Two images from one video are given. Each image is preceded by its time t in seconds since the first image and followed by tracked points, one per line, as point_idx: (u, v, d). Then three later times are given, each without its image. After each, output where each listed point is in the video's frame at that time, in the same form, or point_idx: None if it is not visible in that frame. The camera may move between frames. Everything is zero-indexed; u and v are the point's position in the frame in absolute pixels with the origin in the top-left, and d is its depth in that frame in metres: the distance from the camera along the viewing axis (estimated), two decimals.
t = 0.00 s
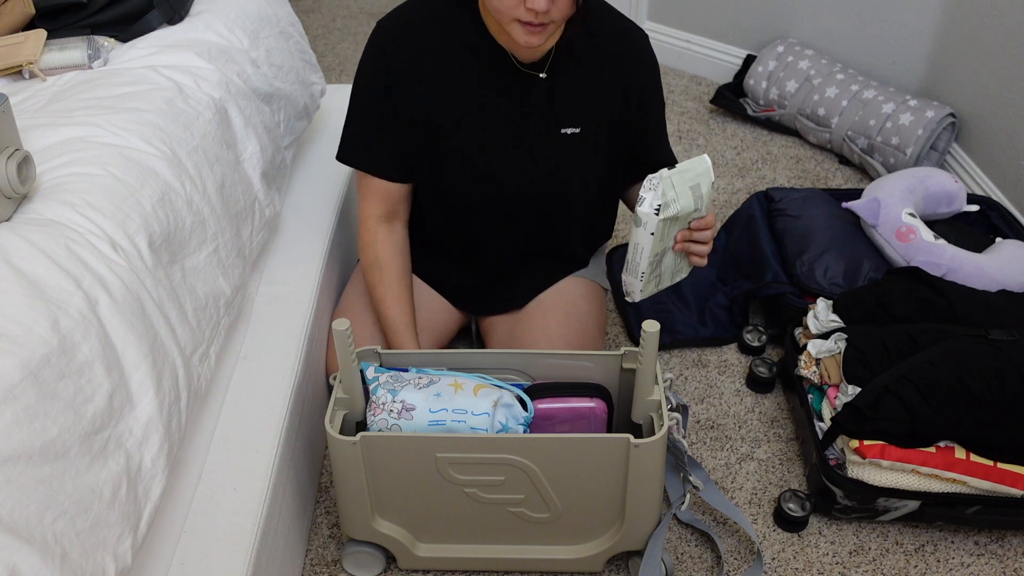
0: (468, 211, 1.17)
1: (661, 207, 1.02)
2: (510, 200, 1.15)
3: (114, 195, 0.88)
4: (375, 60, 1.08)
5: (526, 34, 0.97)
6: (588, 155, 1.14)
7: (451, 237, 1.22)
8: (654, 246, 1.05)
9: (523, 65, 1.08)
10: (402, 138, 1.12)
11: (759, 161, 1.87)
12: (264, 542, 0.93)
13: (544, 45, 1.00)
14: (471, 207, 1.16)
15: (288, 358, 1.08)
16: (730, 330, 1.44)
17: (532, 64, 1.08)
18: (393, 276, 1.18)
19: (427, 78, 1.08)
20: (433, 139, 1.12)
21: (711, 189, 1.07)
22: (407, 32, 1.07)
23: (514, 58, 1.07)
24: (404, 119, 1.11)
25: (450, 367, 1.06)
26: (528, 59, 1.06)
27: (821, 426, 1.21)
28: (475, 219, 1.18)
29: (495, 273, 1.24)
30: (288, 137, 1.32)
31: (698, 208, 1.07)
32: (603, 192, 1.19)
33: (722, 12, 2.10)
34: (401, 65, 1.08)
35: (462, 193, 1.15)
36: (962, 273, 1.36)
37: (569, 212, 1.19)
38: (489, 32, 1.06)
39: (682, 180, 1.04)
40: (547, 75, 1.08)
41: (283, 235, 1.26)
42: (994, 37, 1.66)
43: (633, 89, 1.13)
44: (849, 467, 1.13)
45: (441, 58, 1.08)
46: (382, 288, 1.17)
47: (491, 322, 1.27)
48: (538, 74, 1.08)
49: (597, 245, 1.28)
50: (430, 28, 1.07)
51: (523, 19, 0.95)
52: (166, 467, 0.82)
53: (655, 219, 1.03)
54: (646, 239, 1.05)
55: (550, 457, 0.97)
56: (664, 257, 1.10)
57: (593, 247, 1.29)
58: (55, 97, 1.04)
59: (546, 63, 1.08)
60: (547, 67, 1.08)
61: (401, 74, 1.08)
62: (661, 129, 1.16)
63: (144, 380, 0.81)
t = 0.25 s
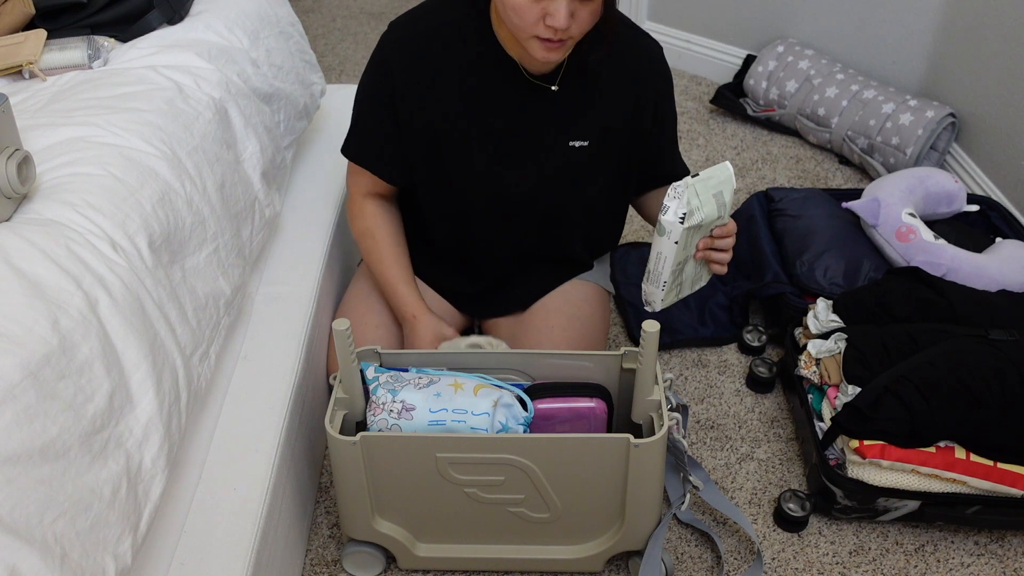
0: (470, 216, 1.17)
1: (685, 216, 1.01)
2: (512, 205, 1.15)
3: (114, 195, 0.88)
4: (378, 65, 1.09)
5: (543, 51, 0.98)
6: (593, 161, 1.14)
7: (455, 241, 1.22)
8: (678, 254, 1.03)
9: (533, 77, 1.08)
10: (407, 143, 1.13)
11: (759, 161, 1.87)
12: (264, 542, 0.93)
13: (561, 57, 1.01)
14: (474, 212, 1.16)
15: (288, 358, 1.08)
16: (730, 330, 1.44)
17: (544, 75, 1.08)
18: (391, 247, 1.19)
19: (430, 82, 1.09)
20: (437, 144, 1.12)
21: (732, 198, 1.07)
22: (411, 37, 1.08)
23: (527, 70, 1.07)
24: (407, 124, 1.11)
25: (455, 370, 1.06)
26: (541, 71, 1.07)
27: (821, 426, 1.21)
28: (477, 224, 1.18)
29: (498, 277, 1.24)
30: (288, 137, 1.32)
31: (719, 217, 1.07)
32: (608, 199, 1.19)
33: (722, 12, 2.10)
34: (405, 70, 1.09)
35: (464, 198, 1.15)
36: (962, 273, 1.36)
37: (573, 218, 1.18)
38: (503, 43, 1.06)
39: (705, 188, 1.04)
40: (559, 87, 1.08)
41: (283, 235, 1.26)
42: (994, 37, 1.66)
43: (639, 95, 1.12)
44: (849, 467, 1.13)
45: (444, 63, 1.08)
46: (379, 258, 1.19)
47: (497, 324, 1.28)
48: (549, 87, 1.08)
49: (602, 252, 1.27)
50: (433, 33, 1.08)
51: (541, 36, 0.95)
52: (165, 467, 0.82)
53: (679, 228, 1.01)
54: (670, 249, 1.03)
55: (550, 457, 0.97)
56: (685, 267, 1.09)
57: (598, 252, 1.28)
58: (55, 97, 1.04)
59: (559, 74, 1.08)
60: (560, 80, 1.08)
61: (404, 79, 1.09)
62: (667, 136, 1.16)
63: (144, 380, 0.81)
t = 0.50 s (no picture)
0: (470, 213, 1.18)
1: (679, 213, 1.01)
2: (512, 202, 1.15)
3: (114, 195, 0.88)
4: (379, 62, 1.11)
5: (539, 50, 0.99)
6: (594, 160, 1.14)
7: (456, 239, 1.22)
8: (673, 253, 1.03)
9: (536, 74, 1.08)
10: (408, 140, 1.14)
11: (759, 161, 1.87)
12: (264, 542, 0.93)
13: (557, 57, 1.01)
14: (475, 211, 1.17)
15: (288, 358, 1.08)
16: (730, 330, 1.44)
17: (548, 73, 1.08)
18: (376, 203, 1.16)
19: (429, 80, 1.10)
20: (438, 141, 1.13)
21: (728, 195, 1.07)
22: (411, 34, 1.09)
23: (531, 66, 1.08)
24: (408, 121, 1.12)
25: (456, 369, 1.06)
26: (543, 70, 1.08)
27: (821, 426, 1.21)
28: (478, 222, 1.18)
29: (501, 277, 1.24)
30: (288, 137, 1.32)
31: (715, 214, 1.07)
32: (610, 199, 1.18)
33: (722, 12, 2.10)
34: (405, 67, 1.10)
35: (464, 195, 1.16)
36: (962, 273, 1.36)
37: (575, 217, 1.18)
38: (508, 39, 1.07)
39: (699, 185, 1.03)
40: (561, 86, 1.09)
41: (283, 235, 1.26)
42: (994, 38, 1.66)
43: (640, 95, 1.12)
44: (849, 467, 1.13)
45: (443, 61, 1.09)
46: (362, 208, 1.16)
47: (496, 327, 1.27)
48: (551, 84, 1.09)
49: (605, 252, 1.27)
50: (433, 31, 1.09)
51: (536, 36, 0.96)
52: (165, 467, 0.82)
53: (673, 225, 1.01)
54: (666, 247, 1.03)
55: (550, 457, 0.97)
56: (683, 266, 1.09)
57: (600, 253, 1.28)
58: (55, 97, 1.04)
59: (561, 74, 1.09)
60: (562, 78, 1.09)
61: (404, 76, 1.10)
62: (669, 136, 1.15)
63: (144, 380, 0.81)
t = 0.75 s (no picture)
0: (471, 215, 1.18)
1: (660, 193, 1.01)
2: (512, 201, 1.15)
3: (114, 195, 0.88)
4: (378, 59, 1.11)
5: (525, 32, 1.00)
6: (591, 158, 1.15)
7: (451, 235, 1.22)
8: (657, 234, 1.03)
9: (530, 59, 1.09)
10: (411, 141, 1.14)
11: (759, 161, 1.87)
12: (264, 542, 0.93)
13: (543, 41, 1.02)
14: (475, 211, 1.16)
15: (288, 358, 1.08)
16: (730, 330, 1.44)
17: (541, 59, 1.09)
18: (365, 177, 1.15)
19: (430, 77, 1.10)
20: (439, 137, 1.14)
21: (710, 176, 1.07)
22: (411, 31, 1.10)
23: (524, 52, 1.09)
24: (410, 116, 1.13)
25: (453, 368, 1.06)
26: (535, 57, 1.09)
27: (821, 426, 1.21)
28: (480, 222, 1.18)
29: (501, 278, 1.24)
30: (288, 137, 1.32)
31: (698, 195, 1.07)
32: (605, 191, 1.18)
33: (722, 12, 2.10)
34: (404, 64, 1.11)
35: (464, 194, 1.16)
36: (962, 273, 1.36)
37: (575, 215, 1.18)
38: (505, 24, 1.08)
39: (680, 167, 1.04)
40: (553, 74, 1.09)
41: (283, 235, 1.26)
42: (994, 38, 1.66)
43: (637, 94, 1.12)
44: (849, 467, 1.13)
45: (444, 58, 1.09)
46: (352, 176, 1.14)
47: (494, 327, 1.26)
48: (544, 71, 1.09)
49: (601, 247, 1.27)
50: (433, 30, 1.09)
51: (523, 15, 0.97)
52: (165, 467, 0.82)
53: (656, 205, 1.01)
54: (649, 228, 1.03)
55: (549, 457, 0.97)
56: (668, 250, 1.09)
57: (596, 249, 1.28)
58: (55, 97, 1.04)
59: (554, 63, 1.09)
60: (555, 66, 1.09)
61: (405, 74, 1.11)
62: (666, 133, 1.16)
63: (144, 380, 0.81)
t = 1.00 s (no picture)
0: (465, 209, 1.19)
1: (647, 154, 1.02)
2: (506, 192, 1.17)
3: (115, 195, 0.88)
4: (370, 53, 1.12)
5: (516, 13, 1.02)
6: (582, 150, 1.16)
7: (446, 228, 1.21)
8: (644, 196, 1.05)
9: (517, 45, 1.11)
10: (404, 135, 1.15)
11: (759, 161, 1.87)
12: (264, 542, 0.93)
13: (532, 24, 1.04)
14: (470, 205, 1.17)
15: (288, 358, 1.08)
16: (730, 330, 1.44)
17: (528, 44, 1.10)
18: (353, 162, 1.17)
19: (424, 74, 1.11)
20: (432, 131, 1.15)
21: (696, 141, 1.08)
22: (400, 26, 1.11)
23: (512, 38, 1.10)
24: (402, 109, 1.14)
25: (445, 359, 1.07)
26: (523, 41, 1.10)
27: (821, 426, 1.21)
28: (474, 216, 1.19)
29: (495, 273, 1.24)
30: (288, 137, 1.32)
31: (685, 158, 1.07)
32: (596, 178, 1.19)
33: (722, 12, 2.10)
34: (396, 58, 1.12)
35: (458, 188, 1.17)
36: (962, 273, 1.36)
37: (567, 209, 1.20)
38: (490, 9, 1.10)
39: (666, 129, 1.05)
40: (541, 58, 1.11)
41: (283, 235, 1.26)
42: (994, 38, 1.66)
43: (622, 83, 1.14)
44: (849, 467, 1.13)
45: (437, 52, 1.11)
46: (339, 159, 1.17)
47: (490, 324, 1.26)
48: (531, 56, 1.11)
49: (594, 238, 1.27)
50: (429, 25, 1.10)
51: None
52: (165, 467, 0.82)
53: (643, 168, 1.02)
54: (637, 191, 1.04)
55: (549, 457, 0.97)
56: (658, 215, 1.10)
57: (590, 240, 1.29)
58: (55, 97, 1.04)
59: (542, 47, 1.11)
60: (542, 51, 1.11)
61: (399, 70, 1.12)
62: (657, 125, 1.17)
63: (144, 380, 0.81)
